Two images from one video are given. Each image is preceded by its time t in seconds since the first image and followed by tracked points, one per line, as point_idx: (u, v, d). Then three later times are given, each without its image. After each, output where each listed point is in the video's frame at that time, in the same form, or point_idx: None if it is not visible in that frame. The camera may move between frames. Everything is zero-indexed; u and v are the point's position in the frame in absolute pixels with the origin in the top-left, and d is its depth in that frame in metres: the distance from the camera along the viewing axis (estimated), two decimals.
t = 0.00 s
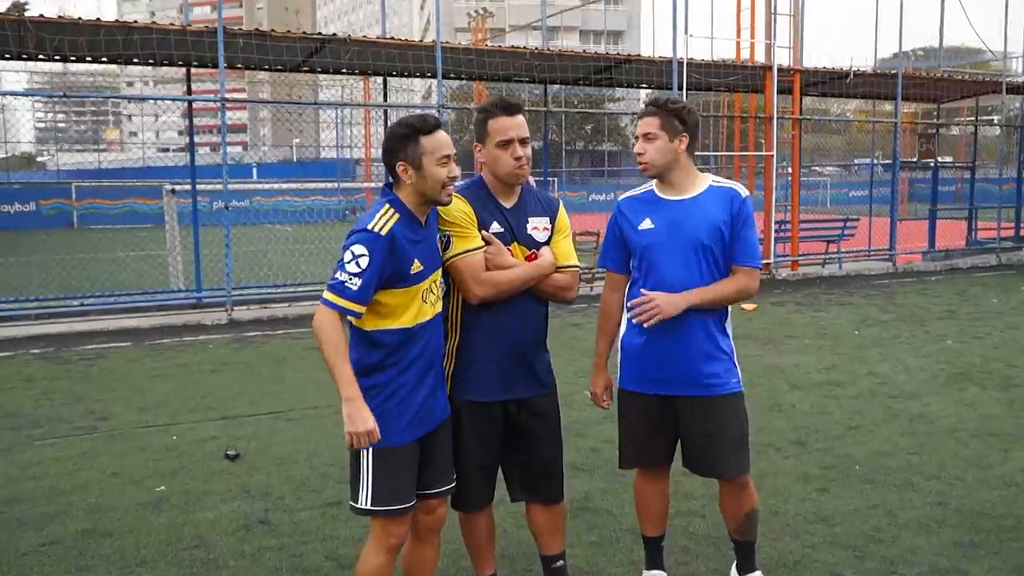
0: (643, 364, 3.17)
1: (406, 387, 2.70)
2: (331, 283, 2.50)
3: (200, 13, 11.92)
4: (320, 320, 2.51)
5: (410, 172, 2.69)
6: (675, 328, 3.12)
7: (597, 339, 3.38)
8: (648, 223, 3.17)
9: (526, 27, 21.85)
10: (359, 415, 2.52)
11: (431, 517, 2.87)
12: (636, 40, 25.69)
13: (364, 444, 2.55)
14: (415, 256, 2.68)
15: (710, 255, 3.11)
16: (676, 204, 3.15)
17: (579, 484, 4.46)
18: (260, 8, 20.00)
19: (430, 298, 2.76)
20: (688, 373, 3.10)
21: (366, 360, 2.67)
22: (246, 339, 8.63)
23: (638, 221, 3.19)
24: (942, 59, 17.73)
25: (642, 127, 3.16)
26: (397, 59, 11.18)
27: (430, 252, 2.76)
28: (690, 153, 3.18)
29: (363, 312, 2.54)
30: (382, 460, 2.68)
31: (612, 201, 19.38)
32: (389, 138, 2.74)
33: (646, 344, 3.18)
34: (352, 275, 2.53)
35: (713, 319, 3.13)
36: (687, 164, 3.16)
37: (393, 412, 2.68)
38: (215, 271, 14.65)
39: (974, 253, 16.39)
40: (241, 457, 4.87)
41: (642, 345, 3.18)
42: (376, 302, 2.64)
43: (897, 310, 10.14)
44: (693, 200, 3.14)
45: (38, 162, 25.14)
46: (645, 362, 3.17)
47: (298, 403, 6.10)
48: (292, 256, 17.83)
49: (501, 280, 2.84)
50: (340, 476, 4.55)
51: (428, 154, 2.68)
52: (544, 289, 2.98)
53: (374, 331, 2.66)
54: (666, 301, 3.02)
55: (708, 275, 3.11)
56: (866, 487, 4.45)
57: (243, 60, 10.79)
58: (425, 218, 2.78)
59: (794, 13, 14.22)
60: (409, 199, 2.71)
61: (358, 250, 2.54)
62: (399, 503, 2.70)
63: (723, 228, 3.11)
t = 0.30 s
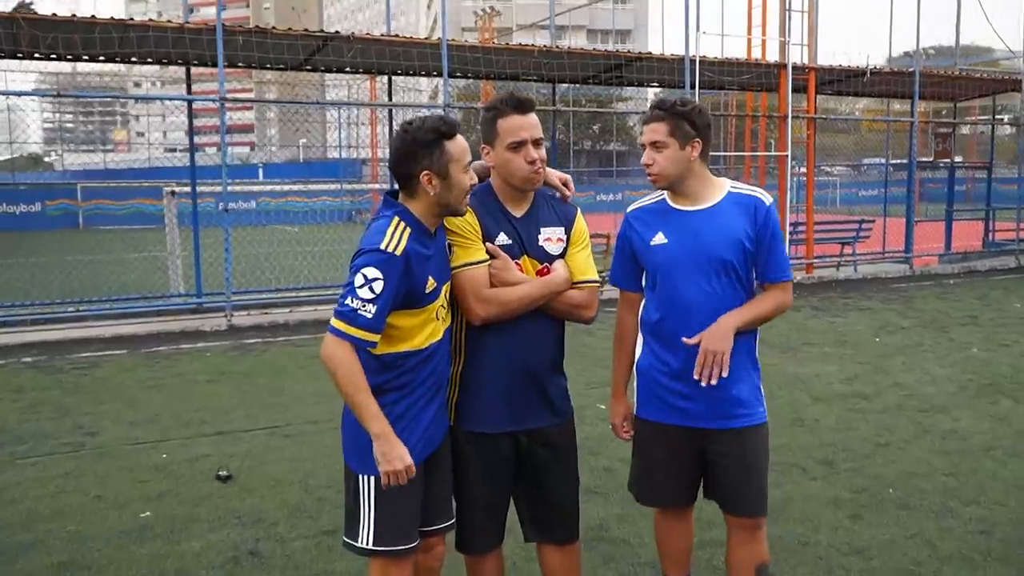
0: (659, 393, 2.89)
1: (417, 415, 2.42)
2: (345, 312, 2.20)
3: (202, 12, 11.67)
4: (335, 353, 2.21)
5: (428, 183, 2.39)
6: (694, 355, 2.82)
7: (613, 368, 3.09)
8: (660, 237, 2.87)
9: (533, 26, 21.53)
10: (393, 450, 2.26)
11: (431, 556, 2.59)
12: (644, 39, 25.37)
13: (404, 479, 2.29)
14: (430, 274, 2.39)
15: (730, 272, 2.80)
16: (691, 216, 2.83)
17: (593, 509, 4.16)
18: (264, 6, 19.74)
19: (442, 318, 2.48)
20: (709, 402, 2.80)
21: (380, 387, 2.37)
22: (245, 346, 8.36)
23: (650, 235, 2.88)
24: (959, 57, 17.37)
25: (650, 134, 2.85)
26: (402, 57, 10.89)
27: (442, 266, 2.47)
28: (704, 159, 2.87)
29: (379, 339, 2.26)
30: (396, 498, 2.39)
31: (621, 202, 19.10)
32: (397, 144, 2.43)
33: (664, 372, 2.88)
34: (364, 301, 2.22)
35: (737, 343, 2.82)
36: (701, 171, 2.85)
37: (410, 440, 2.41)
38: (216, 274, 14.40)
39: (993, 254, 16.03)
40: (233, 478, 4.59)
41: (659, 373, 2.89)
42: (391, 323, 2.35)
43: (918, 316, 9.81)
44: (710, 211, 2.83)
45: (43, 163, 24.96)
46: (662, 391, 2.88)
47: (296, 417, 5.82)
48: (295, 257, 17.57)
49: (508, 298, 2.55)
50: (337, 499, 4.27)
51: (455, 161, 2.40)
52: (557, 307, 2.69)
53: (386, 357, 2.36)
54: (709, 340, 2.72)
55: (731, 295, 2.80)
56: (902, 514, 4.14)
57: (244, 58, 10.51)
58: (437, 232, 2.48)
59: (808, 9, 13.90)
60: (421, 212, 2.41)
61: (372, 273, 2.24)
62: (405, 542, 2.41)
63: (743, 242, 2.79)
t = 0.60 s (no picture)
0: (684, 421, 2.59)
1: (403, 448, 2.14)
2: (320, 332, 1.92)
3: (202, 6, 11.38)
4: (307, 378, 1.92)
5: (420, 185, 2.11)
6: (725, 380, 2.53)
7: (629, 394, 2.79)
8: (685, 248, 2.56)
9: (539, 24, 21.22)
10: (380, 487, 1.94)
11: None
12: (651, 38, 25.05)
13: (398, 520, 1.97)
14: (418, 290, 2.11)
15: (766, 287, 2.51)
16: (721, 225, 2.55)
17: (604, 536, 3.87)
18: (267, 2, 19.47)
19: (432, 341, 2.20)
20: (741, 433, 2.52)
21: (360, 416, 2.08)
22: (242, 351, 8.09)
23: (673, 246, 2.58)
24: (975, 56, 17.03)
25: (677, 130, 2.56)
26: (405, 53, 10.60)
27: (434, 280, 2.19)
28: (735, 159, 2.61)
29: (360, 363, 1.97)
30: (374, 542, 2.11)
31: (628, 203, 18.80)
32: (385, 143, 2.15)
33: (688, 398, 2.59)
34: (340, 321, 1.93)
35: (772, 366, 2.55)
36: (733, 172, 2.59)
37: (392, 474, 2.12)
38: (215, 275, 14.14)
39: (1008, 258, 15.70)
40: (220, 498, 4.31)
41: (683, 399, 2.59)
42: (374, 345, 2.06)
43: (937, 322, 9.50)
44: (744, 220, 2.54)
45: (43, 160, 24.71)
46: (687, 418, 2.59)
47: (290, 428, 5.55)
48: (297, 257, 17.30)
49: (518, 315, 2.29)
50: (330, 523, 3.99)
51: (450, 160, 2.12)
52: (574, 324, 2.42)
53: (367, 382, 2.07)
54: (767, 374, 2.43)
55: (767, 313, 2.52)
56: (938, 543, 3.84)
57: (243, 54, 10.22)
58: (431, 242, 2.20)
59: (822, 6, 13.57)
60: (411, 219, 2.13)
61: (351, 288, 1.95)
62: None
63: (781, 254, 2.52)
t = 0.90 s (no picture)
0: (694, 455, 2.28)
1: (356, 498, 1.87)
2: (249, 366, 1.66)
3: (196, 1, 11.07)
4: (233, 420, 1.66)
5: (382, 195, 1.84)
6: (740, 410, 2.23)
7: (635, 428, 2.48)
8: (700, 257, 2.26)
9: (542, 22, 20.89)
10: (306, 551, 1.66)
11: None
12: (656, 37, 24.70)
13: None
14: (377, 318, 1.83)
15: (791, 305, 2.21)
16: (742, 232, 2.24)
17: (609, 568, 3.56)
18: None
19: (398, 375, 1.91)
20: (758, 472, 2.22)
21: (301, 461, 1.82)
22: (231, 358, 7.78)
23: (687, 254, 2.28)
24: (987, 55, 16.69)
25: (704, 121, 2.27)
26: (403, 49, 10.29)
27: (401, 306, 1.91)
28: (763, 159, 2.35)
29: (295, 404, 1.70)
30: None
31: (632, 203, 18.48)
32: (345, 144, 1.89)
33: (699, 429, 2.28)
34: (272, 355, 1.67)
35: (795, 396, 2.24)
36: (762, 171, 2.32)
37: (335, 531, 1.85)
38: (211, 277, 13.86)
39: (1020, 260, 15.38)
40: (194, 523, 4.02)
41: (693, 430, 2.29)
42: (319, 381, 1.78)
43: (953, 328, 9.18)
44: (769, 226, 2.24)
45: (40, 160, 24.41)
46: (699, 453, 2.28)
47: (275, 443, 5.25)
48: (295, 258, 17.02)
49: (519, 340, 2.00)
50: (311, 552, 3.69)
51: (416, 165, 1.85)
52: (581, 346, 2.13)
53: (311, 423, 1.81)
54: (778, 398, 2.14)
55: (792, 333, 2.21)
56: None
57: (237, 49, 9.91)
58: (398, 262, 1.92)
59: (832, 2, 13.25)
60: (371, 234, 1.87)
61: (287, 316, 1.68)
62: None
63: (809, 266, 2.21)
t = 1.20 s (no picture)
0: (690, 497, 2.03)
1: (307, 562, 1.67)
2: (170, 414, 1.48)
3: None
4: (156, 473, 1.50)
5: (334, 207, 1.63)
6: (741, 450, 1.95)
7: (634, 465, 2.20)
8: (703, 272, 1.99)
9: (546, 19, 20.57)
10: None
11: None
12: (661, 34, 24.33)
13: None
14: (327, 356, 1.62)
15: (807, 335, 1.91)
16: (754, 247, 1.96)
17: None
18: None
19: (358, 420, 1.71)
20: (761, 525, 1.93)
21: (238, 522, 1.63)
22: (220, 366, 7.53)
23: (691, 270, 2.00)
24: (999, 52, 16.32)
25: (734, 113, 1.99)
26: (401, 46, 9.97)
27: (360, 339, 1.70)
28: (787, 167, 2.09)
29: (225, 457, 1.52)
30: None
31: (636, 204, 18.17)
32: (294, 147, 1.68)
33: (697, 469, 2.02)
34: (194, 400, 1.49)
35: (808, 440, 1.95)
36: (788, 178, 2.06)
37: None
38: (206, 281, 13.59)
39: None
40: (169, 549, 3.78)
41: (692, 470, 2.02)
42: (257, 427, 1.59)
43: (967, 334, 8.88)
44: (785, 240, 1.95)
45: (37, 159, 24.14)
46: (695, 493, 2.02)
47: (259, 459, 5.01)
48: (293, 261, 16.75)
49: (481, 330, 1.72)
50: None
51: (374, 169, 1.64)
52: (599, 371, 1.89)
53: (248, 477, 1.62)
54: (788, 446, 1.84)
55: (807, 367, 1.92)
56: None
57: (228, 47, 9.63)
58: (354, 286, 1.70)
59: None
60: (321, 251, 1.65)
61: (212, 355, 1.49)
62: None
63: (829, 291, 1.90)
